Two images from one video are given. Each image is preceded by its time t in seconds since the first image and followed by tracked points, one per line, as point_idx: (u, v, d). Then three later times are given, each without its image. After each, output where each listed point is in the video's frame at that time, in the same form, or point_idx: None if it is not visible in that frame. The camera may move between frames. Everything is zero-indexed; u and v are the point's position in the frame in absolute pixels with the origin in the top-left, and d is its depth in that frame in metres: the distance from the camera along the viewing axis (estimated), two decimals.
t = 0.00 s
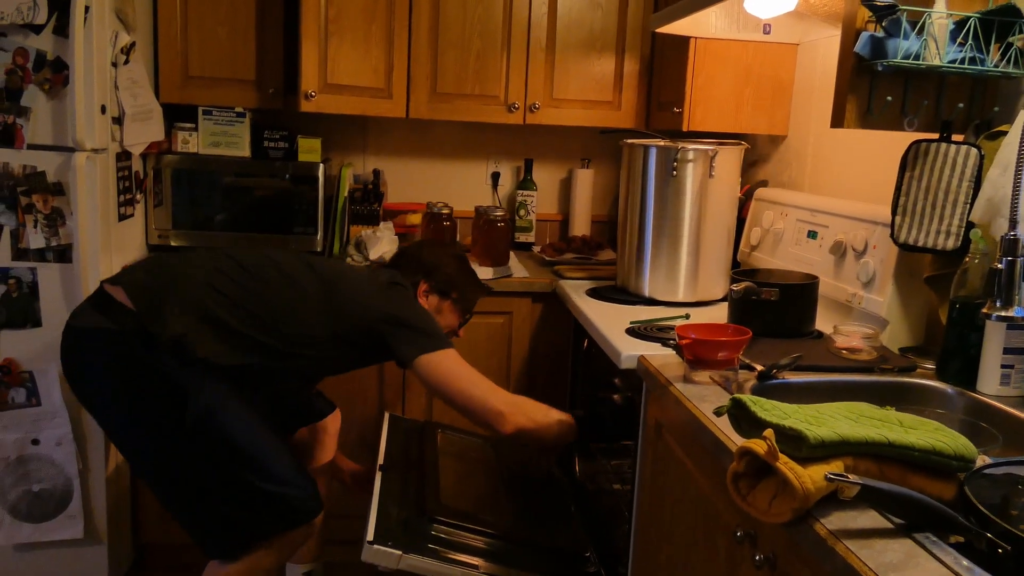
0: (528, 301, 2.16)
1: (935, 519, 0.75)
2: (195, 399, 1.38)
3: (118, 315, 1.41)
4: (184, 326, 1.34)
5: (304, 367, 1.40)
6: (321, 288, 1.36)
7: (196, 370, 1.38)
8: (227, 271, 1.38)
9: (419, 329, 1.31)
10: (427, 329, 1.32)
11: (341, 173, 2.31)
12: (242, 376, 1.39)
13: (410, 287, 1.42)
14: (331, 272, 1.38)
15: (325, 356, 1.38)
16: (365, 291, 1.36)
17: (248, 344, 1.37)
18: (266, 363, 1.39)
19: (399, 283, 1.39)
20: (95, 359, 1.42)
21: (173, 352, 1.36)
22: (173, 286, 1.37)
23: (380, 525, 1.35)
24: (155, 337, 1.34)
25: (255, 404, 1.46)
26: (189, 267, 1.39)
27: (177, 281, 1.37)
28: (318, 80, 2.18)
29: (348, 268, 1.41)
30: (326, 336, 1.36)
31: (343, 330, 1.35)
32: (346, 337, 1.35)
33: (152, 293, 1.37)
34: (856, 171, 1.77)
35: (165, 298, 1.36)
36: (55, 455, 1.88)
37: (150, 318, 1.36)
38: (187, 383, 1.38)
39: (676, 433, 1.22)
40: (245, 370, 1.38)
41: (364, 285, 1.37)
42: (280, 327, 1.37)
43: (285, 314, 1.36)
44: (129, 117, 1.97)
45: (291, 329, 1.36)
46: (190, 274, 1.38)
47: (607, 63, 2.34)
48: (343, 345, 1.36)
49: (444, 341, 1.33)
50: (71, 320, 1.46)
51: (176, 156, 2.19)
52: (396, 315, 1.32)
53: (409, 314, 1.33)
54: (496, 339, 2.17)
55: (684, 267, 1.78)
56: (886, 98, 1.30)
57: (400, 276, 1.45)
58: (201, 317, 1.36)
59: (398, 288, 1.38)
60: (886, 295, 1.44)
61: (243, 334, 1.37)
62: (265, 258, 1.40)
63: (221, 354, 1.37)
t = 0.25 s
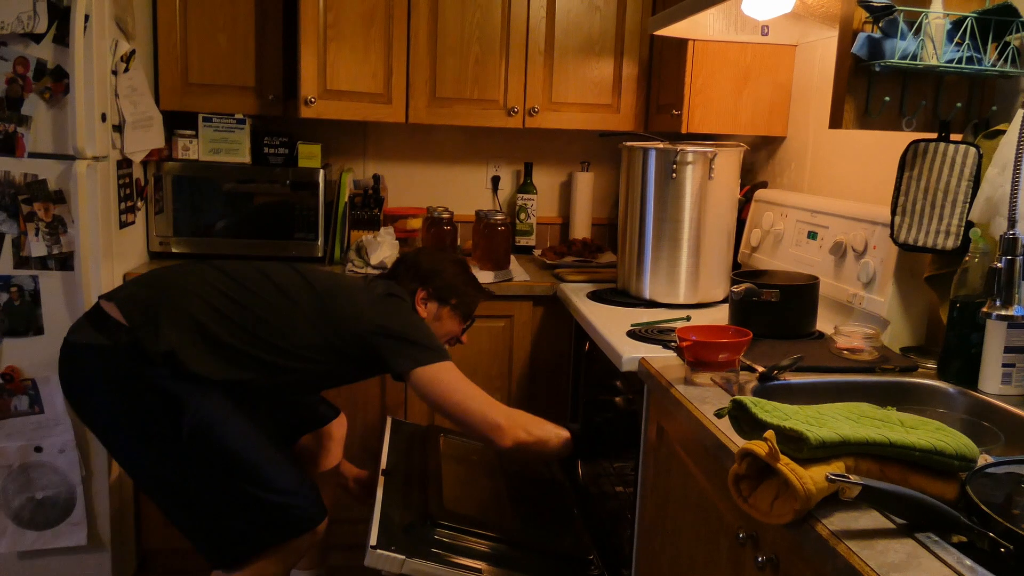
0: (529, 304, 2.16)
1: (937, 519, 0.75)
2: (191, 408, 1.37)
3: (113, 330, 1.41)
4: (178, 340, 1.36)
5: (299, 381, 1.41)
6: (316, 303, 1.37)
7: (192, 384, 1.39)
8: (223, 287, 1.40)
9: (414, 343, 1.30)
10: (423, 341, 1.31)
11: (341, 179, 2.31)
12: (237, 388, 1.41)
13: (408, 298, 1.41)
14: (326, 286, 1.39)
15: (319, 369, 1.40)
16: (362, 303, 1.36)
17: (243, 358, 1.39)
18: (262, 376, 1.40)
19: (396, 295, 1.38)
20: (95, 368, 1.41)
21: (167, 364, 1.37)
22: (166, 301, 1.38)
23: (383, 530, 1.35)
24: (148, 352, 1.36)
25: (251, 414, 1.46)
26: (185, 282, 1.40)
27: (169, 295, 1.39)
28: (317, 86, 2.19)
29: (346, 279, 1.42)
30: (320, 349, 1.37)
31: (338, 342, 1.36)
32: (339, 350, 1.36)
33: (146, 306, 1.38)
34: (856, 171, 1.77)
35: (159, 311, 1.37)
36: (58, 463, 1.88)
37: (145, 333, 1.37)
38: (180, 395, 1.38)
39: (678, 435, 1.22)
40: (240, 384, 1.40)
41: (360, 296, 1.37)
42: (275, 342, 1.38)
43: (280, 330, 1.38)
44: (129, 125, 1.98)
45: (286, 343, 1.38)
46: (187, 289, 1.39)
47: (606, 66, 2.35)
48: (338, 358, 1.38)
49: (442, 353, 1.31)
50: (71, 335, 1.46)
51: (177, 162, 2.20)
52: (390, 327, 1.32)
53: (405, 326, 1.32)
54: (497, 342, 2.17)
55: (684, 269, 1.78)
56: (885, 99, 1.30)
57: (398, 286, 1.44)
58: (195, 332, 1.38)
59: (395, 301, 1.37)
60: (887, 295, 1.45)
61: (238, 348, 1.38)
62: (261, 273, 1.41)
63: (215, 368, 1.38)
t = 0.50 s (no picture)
0: (530, 307, 2.16)
1: (939, 520, 0.75)
2: (189, 412, 1.37)
3: (113, 335, 1.41)
4: (177, 345, 1.36)
5: (299, 384, 1.42)
6: (314, 309, 1.37)
7: (189, 388, 1.39)
8: (223, 292, 1.40)
9: (415, 348, 1.30)
10: (424, 346, 1.30)
11: (342, 183, 2.31)
12: (239, 394, 1.42)
13: (408, 300, 1.42)
14: (324, 290, 1.38)
15: (319, 374, 1.40)
16: (361, 307, 1.35)
17: (243, 363, 1.40)
18: (262, 383, 1.41)
19: (397, 298, 1.38)
20: (98, 373, 1.42)
21: (166, 369, 1.38)
22: (164, 306, 1.38)
23: (385, 533, 1.35)
24: (146, 356, 1.36)
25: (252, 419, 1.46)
26: (186, 287, 1.40)
27: (168, 299, 1.39)
28: (318, 90, 2.19)
29: (346, 281, 1.42)
30: (320, 354, 1.38)
31: (336, 346, 1.36)
32: (339, 354, 1.36)
33: (145, 308, 1.39)
34: (857, 172, 1.77)
35: (157, 315, 1.38)
36: (61, 468, 1.88)
37: (144, 338, 1.37)
38: (179, 400, 1.38)
39: (680, 437, 1.21)
40: (240, 389, 1.41)
41: (359, 300, 1.37)
42: (275, 347, 1.39)
43: (280, 335, 1.38)
44: (130, 130, 1.98)
45: (285, 349, 1.39)
46: (187, 294, 1.39)
47: (606, 69, 2.35)
48: (337, 362, 1.38)
49: (443, 359, 1.31)
50: (71, 340, 1.46)
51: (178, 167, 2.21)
52: (390, 332, 1.32)
53: (405, 331, 1.32)
54: (499, 345, 2.17)
55: (686, 271, 1.78)
56: (885, 100, 1.30)
57: (399, 289, 1.46)
58: (194, 337, 1.38)
59: (395, 303, 1.37)
60: (888, 296, 1.44)
61: (238, 354, 1.39)
62: (260, 278, 1.41)
63: (216, 373, 1.39)
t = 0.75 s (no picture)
0: (532, 310, 2.16)
1: (942, 520, 0.75)
2: (193, 417, 1.37)
3: (117, 340, 1.42)
4: (181, 350, 1.37)
5: (303, 388, 1.42)
6: (317, 312, 1.38)
7: (193, 393, 1.39)
8: (225, 297, 1.40)
9: (417, 353, 1.30)
10: (425, 352, 1.31)
11: (344, 187, 2.31)
12: (241, 399, 1.42)
13: (412, 305, 1.42)
14: (327, 294, 1.39)
15: (321, 378, 1.41)
16: (364, 313, 1.36)
17: (245, 368, 1.40)
18: (264, 387, 1.41)
19: (400, 302, 1.39)
20: (101, 379, 1.42)
21: (170, 376, 1.38)
22: (168, 312, 1.39)
23: (388, 537, 1.35)
24: (150, 362, 1.36)
25: (257, 423, 1.47)
26: (187, 292, 1.40)
27: (171, 305, 1.39)
28: (319, 94, 2.20)
29: (348, 287, 1.43)
30: (323, 358, 1.38)
31: (339, 350, 1.36)
32: (342, 358, 1.37)
33: (148, 315, 1.39)
34: (858, 173, 1.77)
35: (160, 322, 1.38)
36: (64, 474, 1.88)
37: (148, 344, 1.37)
38: (182, 404, 1.37)
39: (682, 439, 1.21)
40: (242, 394, 1.41)
41: (362, 305, 1.37)
42: (277, 352, 1.39)
43: (282, 339, 1.38)
44: (132, 136, 1.99)
45: (287, 353, 1.39)
46: (189, 299, 1.39)
47: (606, 71, 2.35)
48: (340, 366, 1.38)
49: (444, 363, 1.32)
50: (77, 346, 1.47)
51: (179, 173, 2.21)
52: (393, 337, 1.32)
53: (407, 337, 1.32)
54: (501, 348, 2.17)
55: (687, 273, 1.78)
56: (885, 101, 1.30)
57: (404, 294, 1.45)
58: (198, 344, 1.38)
59: (397, 308, 1.37)
60: (890, 297, 1.44)
61: (240, 358, 1.39)
62: (264, 284, 1.42)
63: (218, 379, 1.39)
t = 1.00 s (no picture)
0: (533, 312, 2.16)
1: (942, 523, 0.75)
2: (194, 420, 1.37)
3: (119, 342, 1.42)
4: (185, 350, 1.36)
5: (304, 391, 1.41)
6: (323, 314, 1.38)
7: (197, 393, 1.38)
8: (227, 299, 1.40)
9: (421, 356, 1.30)
10: (429, 354, 1.31)
11: (345, 189, 2.31)
12: (243, 401, 1.41)
13: (416, 309, 1.42)
14: (333, 297, 1.39)
15: (325, 381, 1.40)
16: (368, 316, 1.36)
17: (249, 370, 1.39)
18: (267, 389, 1.40)
19: (403, 306, 1.39)
20: (103, 380, 1.42)
21: (173, 377, 1.37)
22: (174, 313, 1.38)
23: (388, 539, 1.35)
24: (154, 363, 1.36)
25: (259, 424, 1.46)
26: (192, 293, 1.40)
27: (175, 306, 1.38)
28: (320, 96, 2.20)
29: (354, 292, 1.43)
30: (327, 360, 1.37)
31: (343, 352, 1.36)
32: (346, 360, 1.36)
33: (153, 317, 1.38)
34: (859, 177, 1.77)
35: (164, 324, 1.37)
36: (64, 475, 1.88)
37: (151, 344, 1.37)
38: (185, 405, 1.37)
39: (683, 442, 1.21)
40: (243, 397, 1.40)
41: (367, 308, 1.37)
42: (281, 354, 1.38)
43: (286, 341, 1.38)
44: (133, 138, 1.99)
45: (292, 355, 1.38)
46: (194, 300, 1.39)
47: (607, 74, 2.35)
48: (344, 368, 1.38)
49: (447, 365, 1.32)
50: (81, 345, 1.47)
51: (181, 175, 2.21)
52: (396, 341, 1.32)
53: (411, 341, 1.32)
54: (502, 350, 2.17)
55: (688, 276, 1.78)
56: (886, 104, 1.30)
57: (408, 297, 1.45)
58: (203, 346, 1.37)
59: (401, 312, 1.38)
60: (891, 300, 1.44)
61: (244, 360, 1.38)
62: (270, 286, 1.42)
63: (220, 381, 1.38)
